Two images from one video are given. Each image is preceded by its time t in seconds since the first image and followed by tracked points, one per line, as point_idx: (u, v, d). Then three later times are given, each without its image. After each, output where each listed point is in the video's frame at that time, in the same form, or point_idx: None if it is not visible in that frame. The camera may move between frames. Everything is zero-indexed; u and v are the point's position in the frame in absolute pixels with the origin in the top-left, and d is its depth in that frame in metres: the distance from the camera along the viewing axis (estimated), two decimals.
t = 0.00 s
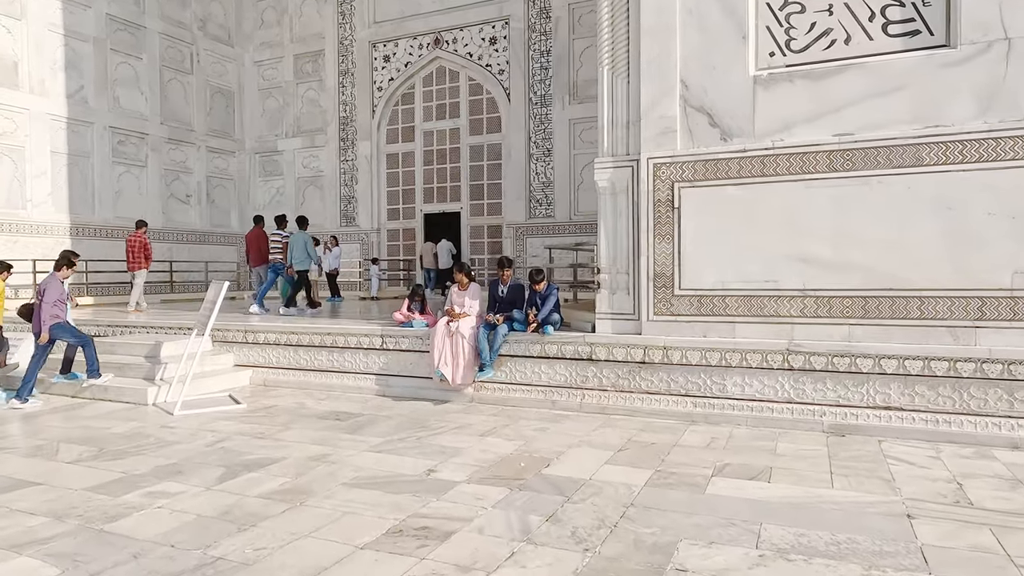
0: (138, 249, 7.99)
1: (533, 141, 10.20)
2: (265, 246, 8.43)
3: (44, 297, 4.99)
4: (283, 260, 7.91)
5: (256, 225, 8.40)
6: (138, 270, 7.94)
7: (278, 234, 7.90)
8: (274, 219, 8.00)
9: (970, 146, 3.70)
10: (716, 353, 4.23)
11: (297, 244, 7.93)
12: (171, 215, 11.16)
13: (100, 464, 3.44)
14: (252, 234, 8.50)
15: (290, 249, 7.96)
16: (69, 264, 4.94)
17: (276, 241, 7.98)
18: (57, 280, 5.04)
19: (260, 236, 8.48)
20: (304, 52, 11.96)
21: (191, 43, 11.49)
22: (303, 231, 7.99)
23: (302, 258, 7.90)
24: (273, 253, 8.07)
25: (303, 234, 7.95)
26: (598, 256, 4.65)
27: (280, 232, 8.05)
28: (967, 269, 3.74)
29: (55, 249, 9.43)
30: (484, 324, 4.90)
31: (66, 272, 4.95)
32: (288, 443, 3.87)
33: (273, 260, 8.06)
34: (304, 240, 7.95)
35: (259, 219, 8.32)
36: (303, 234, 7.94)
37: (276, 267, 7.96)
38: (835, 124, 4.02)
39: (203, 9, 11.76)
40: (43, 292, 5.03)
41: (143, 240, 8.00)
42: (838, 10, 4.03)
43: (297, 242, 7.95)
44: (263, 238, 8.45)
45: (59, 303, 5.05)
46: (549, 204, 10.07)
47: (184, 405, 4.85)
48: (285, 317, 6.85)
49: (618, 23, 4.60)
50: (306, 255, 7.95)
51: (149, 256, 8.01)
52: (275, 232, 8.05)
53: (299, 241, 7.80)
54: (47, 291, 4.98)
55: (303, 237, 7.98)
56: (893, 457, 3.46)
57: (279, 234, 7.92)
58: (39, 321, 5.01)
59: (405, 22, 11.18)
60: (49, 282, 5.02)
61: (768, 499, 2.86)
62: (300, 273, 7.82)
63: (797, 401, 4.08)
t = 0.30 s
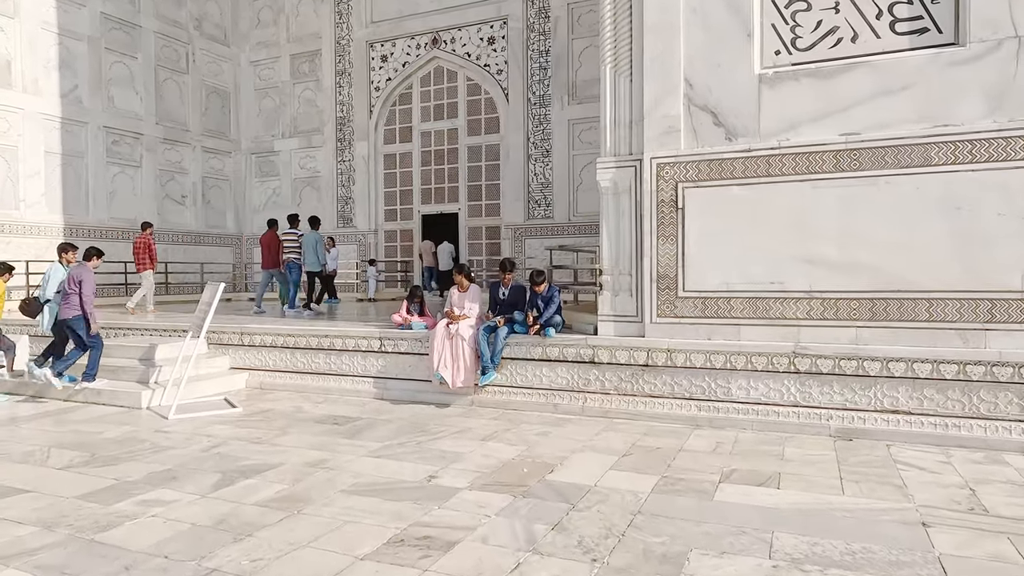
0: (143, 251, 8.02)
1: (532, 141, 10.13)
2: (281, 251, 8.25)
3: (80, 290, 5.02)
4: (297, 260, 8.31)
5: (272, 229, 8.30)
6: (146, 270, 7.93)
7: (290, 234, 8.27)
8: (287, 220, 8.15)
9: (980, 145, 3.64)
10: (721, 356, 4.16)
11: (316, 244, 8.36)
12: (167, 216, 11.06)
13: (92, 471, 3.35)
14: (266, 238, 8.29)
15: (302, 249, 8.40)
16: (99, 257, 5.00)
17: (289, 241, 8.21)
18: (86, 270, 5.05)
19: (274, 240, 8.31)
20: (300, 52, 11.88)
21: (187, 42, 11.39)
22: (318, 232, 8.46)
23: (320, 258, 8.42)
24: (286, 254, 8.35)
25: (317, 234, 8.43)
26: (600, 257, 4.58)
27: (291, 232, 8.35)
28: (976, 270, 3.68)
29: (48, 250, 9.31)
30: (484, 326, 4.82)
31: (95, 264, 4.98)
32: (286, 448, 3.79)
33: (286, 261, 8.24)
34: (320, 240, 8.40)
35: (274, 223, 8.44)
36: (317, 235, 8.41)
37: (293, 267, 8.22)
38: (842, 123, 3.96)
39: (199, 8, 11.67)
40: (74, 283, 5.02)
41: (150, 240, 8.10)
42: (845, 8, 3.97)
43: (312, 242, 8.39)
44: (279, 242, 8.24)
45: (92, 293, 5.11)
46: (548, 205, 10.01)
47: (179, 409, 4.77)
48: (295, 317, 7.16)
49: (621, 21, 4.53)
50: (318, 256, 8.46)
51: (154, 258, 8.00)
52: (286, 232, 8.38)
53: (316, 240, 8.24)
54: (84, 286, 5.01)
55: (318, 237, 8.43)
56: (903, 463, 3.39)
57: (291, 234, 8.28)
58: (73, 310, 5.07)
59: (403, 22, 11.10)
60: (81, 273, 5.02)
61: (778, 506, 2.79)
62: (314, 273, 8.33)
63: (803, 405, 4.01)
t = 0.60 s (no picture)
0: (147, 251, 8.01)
1: (529, 142, 10.08)
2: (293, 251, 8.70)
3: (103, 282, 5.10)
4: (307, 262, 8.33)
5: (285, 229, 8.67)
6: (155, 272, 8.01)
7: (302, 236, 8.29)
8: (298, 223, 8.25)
9: (985, 145, 3.61)
10: (722, 358, 4.12)
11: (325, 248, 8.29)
12: (161, 217, 10.97)
13: (85, 476, 3.28)
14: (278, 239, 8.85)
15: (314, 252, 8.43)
16: (115, 250, 5.19)
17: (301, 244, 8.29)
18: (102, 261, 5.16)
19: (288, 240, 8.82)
20: (296, 52, 11.81)
21: (181, 41, 11.30)
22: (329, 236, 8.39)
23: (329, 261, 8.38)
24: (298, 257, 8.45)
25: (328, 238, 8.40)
26: (600, 258, 4.54)
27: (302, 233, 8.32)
28: (981, 270, 3.65)
29: (41, 251, 9.20)
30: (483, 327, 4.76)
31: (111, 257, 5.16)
32: (282, 452, 3.72)
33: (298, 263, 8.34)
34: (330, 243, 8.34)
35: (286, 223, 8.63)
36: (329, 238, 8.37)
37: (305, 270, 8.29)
38: (845, 123, 3.92)
39: (193, 7, 11.59)
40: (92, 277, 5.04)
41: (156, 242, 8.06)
42: (848, 6, 3.94)
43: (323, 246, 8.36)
44: (291, 243, 8.77)
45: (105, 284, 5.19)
46: (545, 206, 9.96)
47: (173, 412, 4.69)
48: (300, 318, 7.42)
49: (622, 20, 4.48)
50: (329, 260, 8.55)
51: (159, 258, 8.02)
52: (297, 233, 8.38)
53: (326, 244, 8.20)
54: (108, 278, 5.11)
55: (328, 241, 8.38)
56: (908, 466, 3.36)
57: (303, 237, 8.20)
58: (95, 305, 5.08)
59: (399, 21, 11.04)
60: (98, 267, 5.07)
61: (785, 511, 2.75)
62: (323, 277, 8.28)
63: (806, 407, 3.97)
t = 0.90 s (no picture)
0: (161, 256, 8.21)
1: (528, 144, 10.06)
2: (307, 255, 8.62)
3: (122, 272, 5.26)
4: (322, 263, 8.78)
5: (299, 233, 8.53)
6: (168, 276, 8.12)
7: (316, 239, 8.54)
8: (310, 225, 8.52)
9: (992, 147, 3.59)
10: (728, 360, 4.09)
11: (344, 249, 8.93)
12: (157, 219, 10.91)
13: (85, 482, 3.23)
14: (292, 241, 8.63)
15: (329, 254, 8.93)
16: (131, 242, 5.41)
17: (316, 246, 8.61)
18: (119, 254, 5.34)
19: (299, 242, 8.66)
20: (294, 53, 11.76)
21: (178, 43, 11.24)
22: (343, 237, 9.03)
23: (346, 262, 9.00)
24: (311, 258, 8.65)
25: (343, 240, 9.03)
26: (605, 260, 4.51)
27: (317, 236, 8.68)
28: (988, 272, 3.64)
29: (37, 253, 9.13)
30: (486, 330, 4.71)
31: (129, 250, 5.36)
32: (285, 456, 3.68)
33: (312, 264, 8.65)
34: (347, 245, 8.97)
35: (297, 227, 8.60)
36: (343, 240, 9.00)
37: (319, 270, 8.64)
38: (851, 124, 3.91)
39: (190, 8, 11.53)
40: (114, 266, 5.21)
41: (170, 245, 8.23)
42: (854, 7, 3.93)
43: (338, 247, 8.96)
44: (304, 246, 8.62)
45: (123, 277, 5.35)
46: (544, 208, 9.94)
47: (173, 416, 4.64)
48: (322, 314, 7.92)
49: (626, 21, 4.46)
50: (343, 260, 9.22)
51: (171, 261, 8.18)
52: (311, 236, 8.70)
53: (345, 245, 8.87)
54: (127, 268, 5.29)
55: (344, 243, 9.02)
56: (918, 469, 3.34)
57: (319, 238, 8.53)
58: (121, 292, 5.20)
59: (398, 23, 11.01)
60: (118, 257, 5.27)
61: (797, 515, 2.72)
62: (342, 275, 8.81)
63: (812, 409, 3.95)
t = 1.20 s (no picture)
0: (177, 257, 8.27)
1: (528, 146, 10.05)
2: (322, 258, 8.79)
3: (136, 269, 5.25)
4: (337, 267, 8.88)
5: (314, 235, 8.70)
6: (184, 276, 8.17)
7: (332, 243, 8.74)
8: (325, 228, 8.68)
9: (1001, 150, 3.59)
10: (736, 364, 4.07)
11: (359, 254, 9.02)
12: (155, 221, 10.86)
13: (88, 488, 3.18)
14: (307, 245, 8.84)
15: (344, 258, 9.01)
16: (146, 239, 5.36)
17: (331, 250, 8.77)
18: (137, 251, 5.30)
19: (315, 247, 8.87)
20: (293, 55, 11.73)
21: (176, 45, 11.20)
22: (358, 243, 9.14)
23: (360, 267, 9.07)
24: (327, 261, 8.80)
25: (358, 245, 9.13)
26: (610, 263, 4.49)
27: (332, 241, 8.88)
28: (997, 275, 3.63)
29: (34, 256, 9.06)
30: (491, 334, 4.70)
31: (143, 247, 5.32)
32: (290, 462, 3.64)
33: (326, 267, 8.78)
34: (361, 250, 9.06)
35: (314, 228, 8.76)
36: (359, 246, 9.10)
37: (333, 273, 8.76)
38: (859, 127, 3.90)
39: (188, 10, 11.49)
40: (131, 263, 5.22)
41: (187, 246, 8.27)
42: (861, 10, 3.93)
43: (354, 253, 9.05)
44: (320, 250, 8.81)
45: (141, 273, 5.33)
46: (545, 211, 9.91)
47: (175, 421, 4.59)
48: (341, 311, 8.28)
49: (632, 23, 4.45)
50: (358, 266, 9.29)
51: (187, 261, 8.16)
52: (326, 241, 8.89)
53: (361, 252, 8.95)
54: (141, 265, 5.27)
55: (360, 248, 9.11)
56: (928, 473, 3.32)
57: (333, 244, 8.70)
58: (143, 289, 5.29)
59: (397, 25, 10.99)
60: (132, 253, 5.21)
61: (812, 521, 2.70)
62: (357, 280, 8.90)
63: (820, 413, 3.93)
